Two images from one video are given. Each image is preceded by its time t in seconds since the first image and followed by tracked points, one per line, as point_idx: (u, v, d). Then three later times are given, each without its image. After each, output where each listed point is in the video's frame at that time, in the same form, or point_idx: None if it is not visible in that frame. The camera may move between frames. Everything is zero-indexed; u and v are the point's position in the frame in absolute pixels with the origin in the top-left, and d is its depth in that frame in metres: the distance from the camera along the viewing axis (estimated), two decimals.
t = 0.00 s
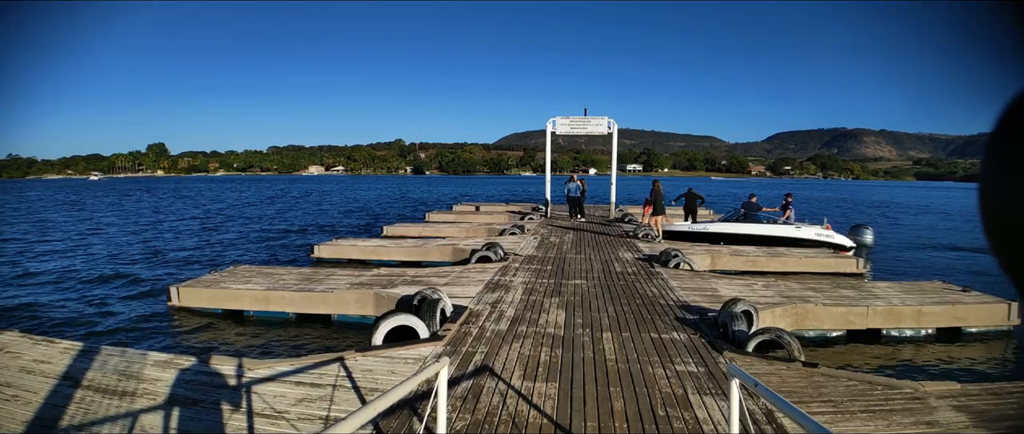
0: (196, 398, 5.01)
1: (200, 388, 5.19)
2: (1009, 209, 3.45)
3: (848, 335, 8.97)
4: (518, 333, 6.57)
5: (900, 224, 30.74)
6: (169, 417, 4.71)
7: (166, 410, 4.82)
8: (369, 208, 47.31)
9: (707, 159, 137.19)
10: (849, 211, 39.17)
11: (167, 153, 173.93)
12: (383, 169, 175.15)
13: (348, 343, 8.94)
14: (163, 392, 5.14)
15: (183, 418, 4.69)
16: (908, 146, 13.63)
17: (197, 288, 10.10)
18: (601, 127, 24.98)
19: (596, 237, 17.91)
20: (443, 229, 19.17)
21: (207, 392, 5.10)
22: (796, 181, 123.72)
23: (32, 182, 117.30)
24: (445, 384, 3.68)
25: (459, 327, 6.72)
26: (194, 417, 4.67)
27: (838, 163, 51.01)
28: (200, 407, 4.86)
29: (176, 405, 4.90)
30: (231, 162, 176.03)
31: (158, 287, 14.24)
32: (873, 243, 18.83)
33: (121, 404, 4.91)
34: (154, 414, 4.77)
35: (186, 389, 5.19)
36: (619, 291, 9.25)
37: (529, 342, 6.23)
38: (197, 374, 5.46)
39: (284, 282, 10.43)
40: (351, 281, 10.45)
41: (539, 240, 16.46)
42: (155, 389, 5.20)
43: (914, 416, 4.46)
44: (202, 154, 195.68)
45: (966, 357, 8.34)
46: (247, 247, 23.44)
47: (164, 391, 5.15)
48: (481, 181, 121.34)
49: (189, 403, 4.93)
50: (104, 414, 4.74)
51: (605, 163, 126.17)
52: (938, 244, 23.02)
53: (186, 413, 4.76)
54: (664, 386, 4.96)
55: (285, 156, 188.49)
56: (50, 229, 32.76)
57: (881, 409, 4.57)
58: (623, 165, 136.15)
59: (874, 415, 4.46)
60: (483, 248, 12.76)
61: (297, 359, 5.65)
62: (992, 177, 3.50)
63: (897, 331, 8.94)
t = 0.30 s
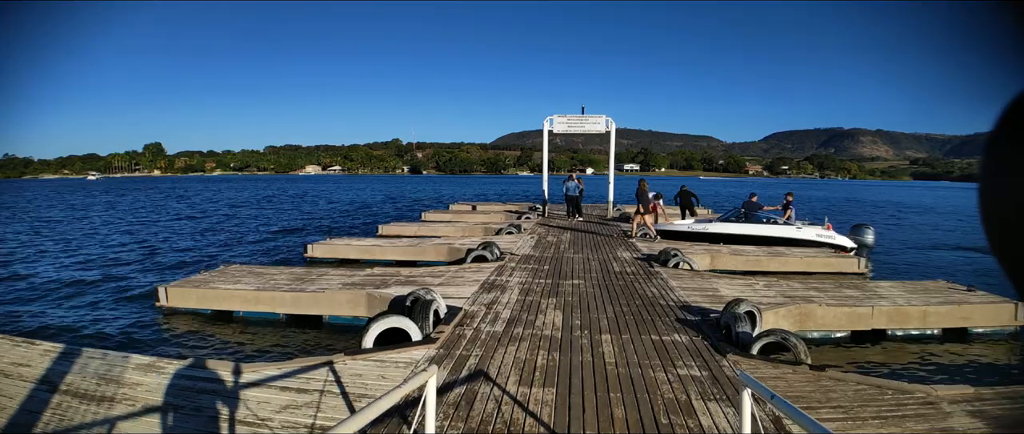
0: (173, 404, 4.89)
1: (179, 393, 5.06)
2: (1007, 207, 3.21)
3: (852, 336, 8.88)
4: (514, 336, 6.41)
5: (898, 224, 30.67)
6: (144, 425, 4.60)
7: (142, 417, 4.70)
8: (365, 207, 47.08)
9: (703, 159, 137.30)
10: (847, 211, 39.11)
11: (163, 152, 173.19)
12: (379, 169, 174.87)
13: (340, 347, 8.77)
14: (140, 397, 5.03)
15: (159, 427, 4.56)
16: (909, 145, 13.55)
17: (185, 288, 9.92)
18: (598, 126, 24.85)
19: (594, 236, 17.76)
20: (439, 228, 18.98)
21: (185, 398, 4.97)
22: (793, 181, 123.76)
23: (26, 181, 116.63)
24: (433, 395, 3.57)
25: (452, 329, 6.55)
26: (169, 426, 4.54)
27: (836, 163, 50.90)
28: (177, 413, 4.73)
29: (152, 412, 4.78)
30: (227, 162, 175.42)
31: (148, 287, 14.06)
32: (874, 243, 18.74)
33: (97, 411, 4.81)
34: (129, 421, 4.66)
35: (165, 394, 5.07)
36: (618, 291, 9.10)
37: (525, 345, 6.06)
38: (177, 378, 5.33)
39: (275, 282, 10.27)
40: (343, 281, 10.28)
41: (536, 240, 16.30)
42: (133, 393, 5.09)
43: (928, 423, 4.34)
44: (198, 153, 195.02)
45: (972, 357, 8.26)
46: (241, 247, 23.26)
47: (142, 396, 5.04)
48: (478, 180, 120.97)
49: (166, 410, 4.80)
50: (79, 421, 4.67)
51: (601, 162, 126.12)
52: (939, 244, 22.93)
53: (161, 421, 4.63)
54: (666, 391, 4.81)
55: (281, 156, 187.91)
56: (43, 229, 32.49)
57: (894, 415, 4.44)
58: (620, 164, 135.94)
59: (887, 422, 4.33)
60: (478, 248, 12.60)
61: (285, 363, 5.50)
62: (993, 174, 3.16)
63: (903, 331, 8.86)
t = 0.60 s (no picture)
0: (148, 410, 4.78)
1: (155, 399, 4.95)
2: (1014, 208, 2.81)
3: (860, 337, 8.73)
4: (510, 339, 6.21)
5: (899, 224, 30.53)
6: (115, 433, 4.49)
7: (115, 425, 4.59)
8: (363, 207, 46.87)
9: (702, 159, 137.30)
10: (847, 211, 38.98)
11: (161, 152, 172.65)
12: (378, 169, 174.78)
13: (331, 349, 8.57)
14: (115, 404, 4.92)
15: None
16: (913, 144, 13.37)
17: (172, 288, 9.76)
18: (597, 124, 24.65)
19: (592, 236, 17.59)
20: (436, 228, 18.77)
21: (159, 404, 4.86)
22: (793, 181, 123.55)
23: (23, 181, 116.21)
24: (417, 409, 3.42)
25: (446, 332, 6.36)
26: None
27: (837, 163, 50.67)
28: (151, 421, 4.62)
29: (125, 419, 4.67)
30: (225, 162, 175.05)
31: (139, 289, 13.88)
32: (877, 243, 18.57)
33: (68, 418, 4.72)
34: (102, 429, 4.55)
35: (140, 400, 4.95)
36: (617, 292, 8.91)
37: (521, 349, 5.86)
38: (154, 384, 5.22)
39: (265, 283, 10.09)
40: (335, 281, 10.09)
41: (534, 240, 16.10)
42: (108, 400, 4.99)
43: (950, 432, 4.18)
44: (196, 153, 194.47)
45: (983, 359, 8.13)
46: (236, 247, 23.06)
47: (117, 403, 4.93)
48: (476, 180, 120.77)
49: (139, 417, 4.69)
50: (49, 429, 4.57)
51: (600, 162, 126.01)
52: (941, 244, 22.75)
53: (134, 430, 4.51)
54: (670, 399, 4.61)
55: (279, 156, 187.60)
56: (37, 229, 32.32)
57: (911, 423, 4.29)
58: (619, 164, 135.69)
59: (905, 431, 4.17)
60: (475, 248, 12.42)
61: (269, 368, 5.37)
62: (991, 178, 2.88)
63: (913, 332, 8.73)
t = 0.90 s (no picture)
0: (128, 417, 4.69)
1: (136, 405, 4.86)
2: (1013, 211, 3.54)
3: (869, 340, 8.62)
4: (508, 342, 6.06)
5: (902, 224, 30.37)
6: None
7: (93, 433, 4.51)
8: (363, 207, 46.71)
9: (702, 158, 137.17)
10: (848, 210, 38.84)
11: (161, 152, 172.58)
12: (378, 169, 174.79)
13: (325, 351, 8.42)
14: (95, 410, 4.84)
15: None
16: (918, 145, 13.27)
17: (164, 288, 9.68)
18: (598, 123, 24.48)
19: (593, 236, 17.44)
20: (434, 227, 18.61)
21: (140, 411, 4.77)
22: (793, 181, 123.29)
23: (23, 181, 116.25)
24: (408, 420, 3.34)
25: (442, 335, 6.20)
26: None
27: (839, 162, 50.50)
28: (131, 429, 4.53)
29: (103, 426, 4.59)
30: (225, 162, 175.03)
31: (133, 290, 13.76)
32: (881, 243, 18.44)
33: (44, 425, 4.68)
34: None
35: (121, 407, 4.86)
36: (619, 293, 8.76)
37: (520, 353, 5.70)
38: (135, 389, 5.14)
39: (259, 283, 9.97)
40: (329, 281, 9.95)
41: (534, 239, 15.95)
42: (88, 406, 4.92)
43: None
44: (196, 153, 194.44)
45: (996, 361, 8.04)
46: (234, 247, 22.93)
47: (96, 409, 4.86)
48: (475, 180, 120.63)
49: (117, 425, 4.60)
50: None
51: (600, 162, 125.80)
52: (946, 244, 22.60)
53: None
54: (676, 406, 4.46)
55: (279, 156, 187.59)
56: (35, 229, 32.25)
57: (929, 430, 4.15)
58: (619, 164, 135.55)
59: None
60: (473, 247, 12.27)
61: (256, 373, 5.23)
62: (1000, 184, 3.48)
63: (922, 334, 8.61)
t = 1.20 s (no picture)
0: (99, 425, 4.50)
1: (108, 413, 4.68)
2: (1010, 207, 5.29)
3: (878, 342, 8.55)
4: (506, 346, 5.84)
5: (902, 223, 30.27)
6: None
7: None
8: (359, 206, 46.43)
9: (699, 158, 137.15)
10: (847, 210, 38.72)
11: (157, 152, 171.92)
12: (375, 169, 174.39)
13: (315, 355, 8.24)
14: (66, 417, 4.66)
15: None
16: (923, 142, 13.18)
17: (150, 289, 9.52)
18: (596, 120, 24.27)
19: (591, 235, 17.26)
20: (430, 227, 18.41)
21: (113, 419, 4.58)
22: (790, 180, 123.24)
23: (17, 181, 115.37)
24: None
25: (435, 338, 5.99)
26: None
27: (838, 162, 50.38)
28: None
29: None
30: (222, 162, 174.44)
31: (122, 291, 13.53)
32: (884, 242, 18.31)
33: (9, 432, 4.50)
34: None
35: (93, 414, 4.67)
36: (621, 294, 8.56)
37: (518, 357, 5.49)
38: (109, 396, 4.96)
39: (248, 283, 9.77)
40: (320, 281, 9.74)
41: (532, 238, 15.76)
42: (58, 413, 4.73)
43: None
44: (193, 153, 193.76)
45: (1009, 364, 7.97)
46: (228, 247, 22.68)
47: (68, 416, 4.68)
48: (473, 180, 120.27)
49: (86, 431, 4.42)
50: None
51: (597, 162, 125.58)
52: (948, 243, 22.49)
53: None
54: (686, 415, 4.25)
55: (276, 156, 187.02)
56: (27, 230, 31.94)
57: None
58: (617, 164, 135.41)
59: None
60: (470, 247, 12.07)
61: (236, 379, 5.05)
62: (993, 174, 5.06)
63: (933, 336, 8.54)
